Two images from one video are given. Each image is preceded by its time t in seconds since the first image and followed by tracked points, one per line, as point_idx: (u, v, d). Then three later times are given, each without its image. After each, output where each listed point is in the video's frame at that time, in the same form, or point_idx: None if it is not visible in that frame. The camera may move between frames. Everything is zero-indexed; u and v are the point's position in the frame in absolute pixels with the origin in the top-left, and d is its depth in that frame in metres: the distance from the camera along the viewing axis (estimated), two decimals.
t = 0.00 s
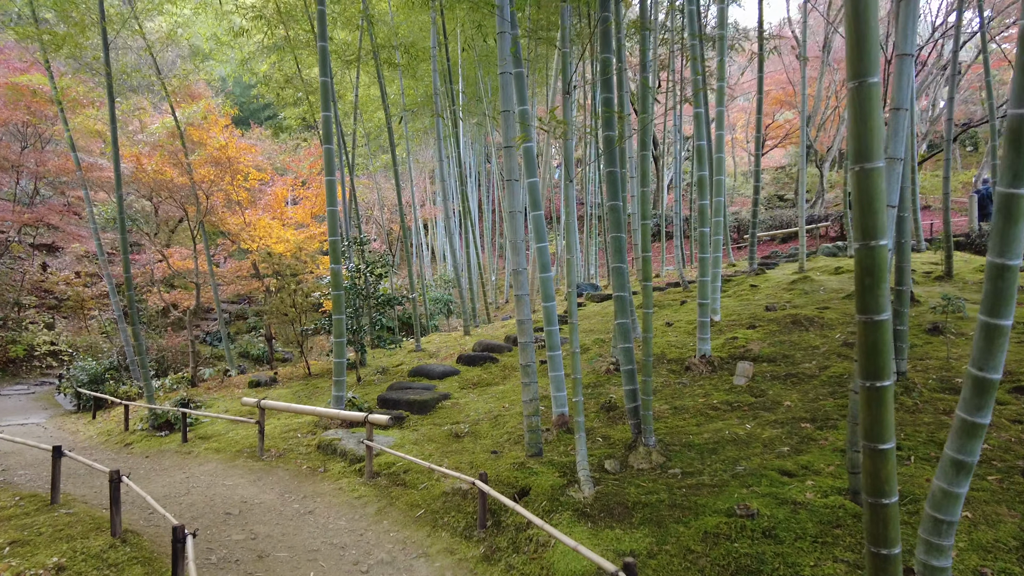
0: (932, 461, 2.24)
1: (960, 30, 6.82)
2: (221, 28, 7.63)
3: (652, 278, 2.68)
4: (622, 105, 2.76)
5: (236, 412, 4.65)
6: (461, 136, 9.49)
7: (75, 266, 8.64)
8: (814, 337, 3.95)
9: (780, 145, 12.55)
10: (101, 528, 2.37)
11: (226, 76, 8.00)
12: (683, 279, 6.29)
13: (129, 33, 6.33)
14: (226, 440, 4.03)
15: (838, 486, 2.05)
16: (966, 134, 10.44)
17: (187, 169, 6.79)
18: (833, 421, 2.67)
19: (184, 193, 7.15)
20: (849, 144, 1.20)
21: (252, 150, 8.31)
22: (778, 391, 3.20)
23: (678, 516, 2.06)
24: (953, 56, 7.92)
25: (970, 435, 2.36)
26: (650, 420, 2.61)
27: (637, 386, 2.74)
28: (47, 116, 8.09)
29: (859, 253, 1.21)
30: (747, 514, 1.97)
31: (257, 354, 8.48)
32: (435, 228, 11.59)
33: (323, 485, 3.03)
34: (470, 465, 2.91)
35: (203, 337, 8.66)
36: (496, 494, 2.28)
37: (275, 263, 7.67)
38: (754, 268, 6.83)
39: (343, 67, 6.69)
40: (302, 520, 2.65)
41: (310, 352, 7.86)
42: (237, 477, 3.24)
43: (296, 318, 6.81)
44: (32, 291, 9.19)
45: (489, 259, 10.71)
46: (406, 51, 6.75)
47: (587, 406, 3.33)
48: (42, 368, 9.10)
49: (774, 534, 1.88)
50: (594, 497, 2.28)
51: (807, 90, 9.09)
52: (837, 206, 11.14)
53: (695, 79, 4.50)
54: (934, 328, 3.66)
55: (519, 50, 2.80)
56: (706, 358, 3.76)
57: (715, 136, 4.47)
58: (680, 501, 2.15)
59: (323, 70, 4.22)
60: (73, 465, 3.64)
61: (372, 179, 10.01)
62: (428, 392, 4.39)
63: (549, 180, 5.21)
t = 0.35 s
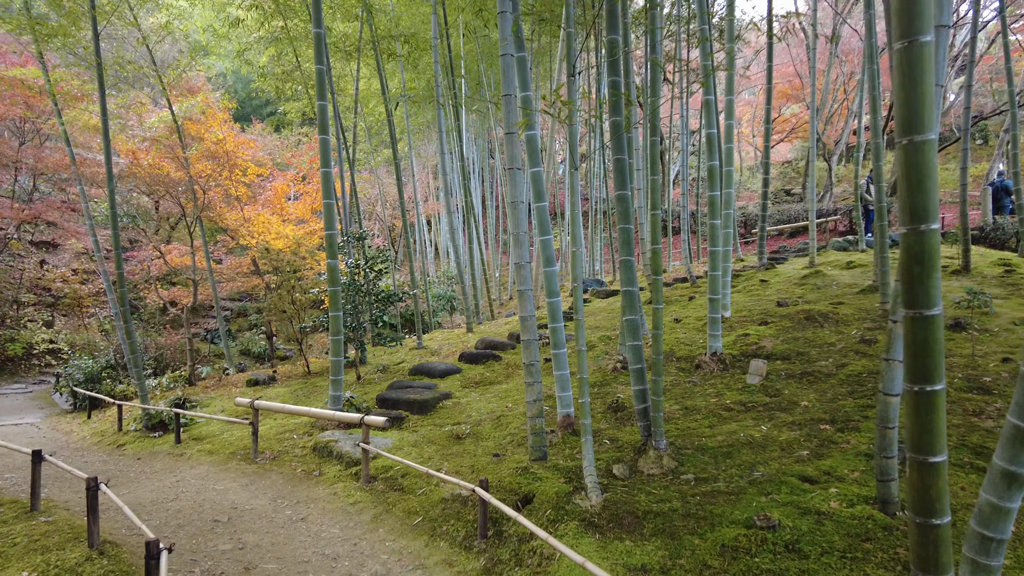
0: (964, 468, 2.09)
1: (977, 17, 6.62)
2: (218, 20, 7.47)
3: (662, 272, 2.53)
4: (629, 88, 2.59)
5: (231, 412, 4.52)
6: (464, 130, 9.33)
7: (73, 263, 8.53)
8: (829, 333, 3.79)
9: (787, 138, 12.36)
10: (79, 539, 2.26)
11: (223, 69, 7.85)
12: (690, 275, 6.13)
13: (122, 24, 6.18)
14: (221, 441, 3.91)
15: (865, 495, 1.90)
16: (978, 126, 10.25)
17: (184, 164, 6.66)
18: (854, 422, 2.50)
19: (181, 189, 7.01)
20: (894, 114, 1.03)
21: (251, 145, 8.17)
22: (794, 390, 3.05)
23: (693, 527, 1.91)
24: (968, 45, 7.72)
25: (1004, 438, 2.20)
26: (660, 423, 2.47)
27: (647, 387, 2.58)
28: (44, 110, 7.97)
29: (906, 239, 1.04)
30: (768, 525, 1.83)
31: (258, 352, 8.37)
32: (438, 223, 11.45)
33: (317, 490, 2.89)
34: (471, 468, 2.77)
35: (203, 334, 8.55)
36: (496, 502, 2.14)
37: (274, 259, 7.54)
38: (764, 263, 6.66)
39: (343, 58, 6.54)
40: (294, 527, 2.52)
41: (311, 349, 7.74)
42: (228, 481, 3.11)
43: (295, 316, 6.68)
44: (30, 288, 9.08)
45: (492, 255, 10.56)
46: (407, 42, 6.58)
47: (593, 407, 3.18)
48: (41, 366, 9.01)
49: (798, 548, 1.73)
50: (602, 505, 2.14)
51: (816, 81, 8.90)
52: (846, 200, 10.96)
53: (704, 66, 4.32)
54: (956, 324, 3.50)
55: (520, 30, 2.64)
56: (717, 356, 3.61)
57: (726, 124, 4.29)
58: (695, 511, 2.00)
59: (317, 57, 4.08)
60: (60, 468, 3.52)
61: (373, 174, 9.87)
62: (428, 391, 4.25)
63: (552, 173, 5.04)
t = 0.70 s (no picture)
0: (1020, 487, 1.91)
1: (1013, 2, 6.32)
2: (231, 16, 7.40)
3: (687, 273, 2.37)
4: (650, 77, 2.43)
5: (243, 414, 4.45)
6: (480, 125, 9.21)
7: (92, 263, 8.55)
8: (862, 335, 3.60)
9: (811, 131, 12.07)
10: (75, 554, 2.18)
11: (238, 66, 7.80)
12: (713, 272, 5.95)
13: (136, 23, 6.14)
14: (232, 445, 3.83)
15: (913, 520, 1.73)
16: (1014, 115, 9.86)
17: (198, 161, 6.62)
18: (894, 433, 2.33)
19: (196, 187, 6.96)
20: (969, 95, 0.87)
21: (266, 143, 8.12)
22: (827, 395, 2.88)
23: (721, 551, 1.77)
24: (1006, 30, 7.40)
25: None
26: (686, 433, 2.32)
27: (671, 396, 2.42)
28: (62, 110, 7.98)
29: (981, 242, 0.88)
30: (804, 552, 1.67)
31: (275, 350, 8.34)
32: (454, 220, 11.35)
33: (325, 499, 2.79)
34: (484, 479, 2.64)
35: (220, 332, 8.55)
36: (509, 520, 2.01)
37: (289, 257, 7.48)
38: (789, 260, 6.45)
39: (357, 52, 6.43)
40: (300, 540, 2.41)
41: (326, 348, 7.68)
42: (236, 489, 3.02)
43: (310, 315, 6.62)
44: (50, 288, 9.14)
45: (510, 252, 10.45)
46: (421, 35, 6.45)
47: (613, 413, 3.04)
48: (62, 364, 9.08)
49: None
50: (623, 524, 2.01)
51: (842, 71, 8.63)
52: (874, 193, 10.65)
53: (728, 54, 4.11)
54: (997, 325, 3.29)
55: (533, 16, 2.48)
56: (743, 359, 3.45)
57: (751, 115, 4.09)
58: (724, 532, 1.85)
59: (326, 51, 3.98)
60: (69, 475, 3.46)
61: (389, 170, 9.78)
62: (443, 393, 4.13)
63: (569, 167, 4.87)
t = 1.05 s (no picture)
0: None
1: None
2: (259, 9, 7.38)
3: (728, 264, 2.24)
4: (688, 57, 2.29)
5: (270, 409, 4.42)
6: (508, 116, 9.08)
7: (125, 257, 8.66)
8: (910, 330, 3.41)
9: (849, 120, 11.70)
10: (95, 553, 2.14)
11: (266, 59, 7.78)
12: (749, 264, 5.75)
13: (165, 17, 6.14)
14: (258, 439, 3.79)
15: (982, 535, 1.58)
16: None
17: (226, 155, 6.61)
18: (953, 437, 2.16)
19: (225, 181, 6.97)
20: None
21: (293, 137, 8.10)
22: (876, 394, 2.71)
23: (769, 563, 1.64)
24: None
25: None
26: (726, 434, 2.20)
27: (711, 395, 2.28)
28: (95, 107, 8.07)
29: None
30: (862, 567, 1.54)
31: (304, 344, 8.36)
32: (482, 214, 11.25)
33: (349, 498, 2.72)
34: (513, 479, 2.54)
35: (250, 326, 8.61)
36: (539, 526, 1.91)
37: (317, 251, 7.46)
38: (829, 252, 6.22)
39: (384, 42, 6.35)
40: (324, 541, 2.34)
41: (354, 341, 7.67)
42: (260, 486, 2.96)
43: (338, 308, 6.59)
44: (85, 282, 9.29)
45: (538, 245, 10.33)
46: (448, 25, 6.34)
47: (647, 411, 2.91)
48: (97, 357, 9.22)
49: None
50: (661, 531, 1.89)
51: (883, 56, 8.28)
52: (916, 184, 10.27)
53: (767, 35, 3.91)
54: None
55: None
56: (784, 354, 3.29)
57: (791, 100, 3.90)
58: (770, 543, 1.72)
59: (350, 39, 3.89)
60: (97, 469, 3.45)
61: (416, 163, 9.72)
62: (470, 389, 4.04)
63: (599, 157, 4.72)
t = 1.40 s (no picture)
0: None
1: None
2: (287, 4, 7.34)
3: (784, 260, 2.09)
4: (740, 37, 2.12)
5: (299, 407, 4.36)
6: (538, 110, 8.92)
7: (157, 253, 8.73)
8: (970, 331, 3.19)
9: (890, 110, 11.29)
10: (120, 558, 2.08)
11: (295, 54, 7.74)
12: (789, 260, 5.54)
13: (195, 13, 6.12)
14: (287, 438, 3.74)
15: None
16: None
17: (255, 151, 6.59)
18: None
19: (255, 177, 6.95)
20: None
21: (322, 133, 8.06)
22: (938, 399, 2.53)
23: None
24: None
25: None
26: (779, 443, 2.06)
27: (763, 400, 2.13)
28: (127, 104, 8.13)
29: None
30: None
31: (333, 340, 8.35)
32: (511, 209, 11.12)
33: (379, 502, 2.62)
34: (550, 485, 2.42)
35: (279, 321, 8.62)
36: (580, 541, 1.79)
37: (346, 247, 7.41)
38: (873, 247, 5.96)
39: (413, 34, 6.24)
40: (353, 548, 2.25)
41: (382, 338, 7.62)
42: (288, 488, 2.89)
43: (367, 305, 6.53)
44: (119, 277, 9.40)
45: (567, 240, 10.16)
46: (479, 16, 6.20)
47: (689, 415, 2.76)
48: (131, 352, 9.33)
49: None
50: (712, 549, 1.77)
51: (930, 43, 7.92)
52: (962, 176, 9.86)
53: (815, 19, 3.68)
54: None
55: None
56: (832, 353, 3.13)
57: (839, 86, 3.67)
58: (835, 565, 1.58)
59: (379, 30, 3.78)
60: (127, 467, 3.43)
61: (445, 158, 9.63)
62: (501, 388, 3.93)
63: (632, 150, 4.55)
